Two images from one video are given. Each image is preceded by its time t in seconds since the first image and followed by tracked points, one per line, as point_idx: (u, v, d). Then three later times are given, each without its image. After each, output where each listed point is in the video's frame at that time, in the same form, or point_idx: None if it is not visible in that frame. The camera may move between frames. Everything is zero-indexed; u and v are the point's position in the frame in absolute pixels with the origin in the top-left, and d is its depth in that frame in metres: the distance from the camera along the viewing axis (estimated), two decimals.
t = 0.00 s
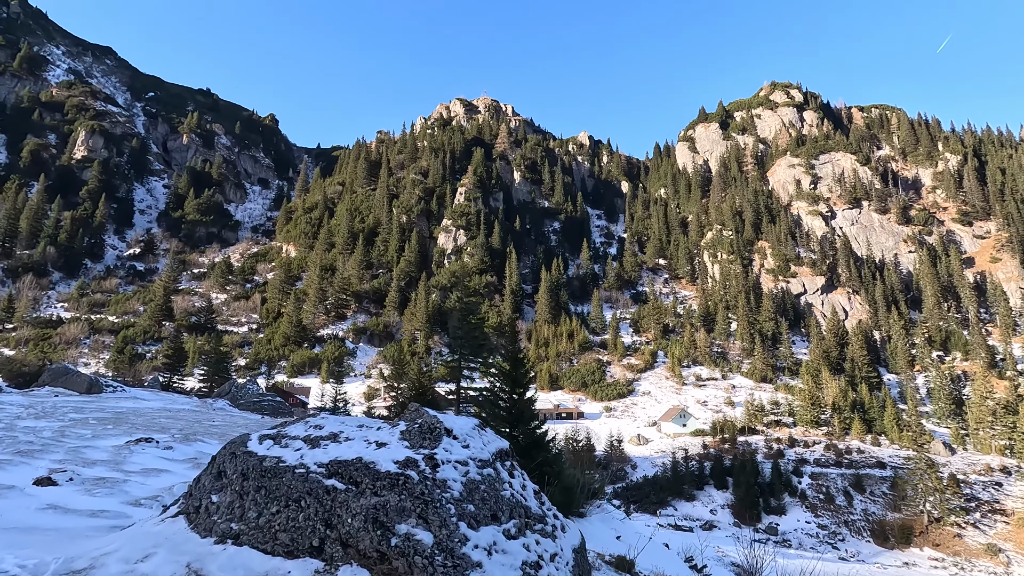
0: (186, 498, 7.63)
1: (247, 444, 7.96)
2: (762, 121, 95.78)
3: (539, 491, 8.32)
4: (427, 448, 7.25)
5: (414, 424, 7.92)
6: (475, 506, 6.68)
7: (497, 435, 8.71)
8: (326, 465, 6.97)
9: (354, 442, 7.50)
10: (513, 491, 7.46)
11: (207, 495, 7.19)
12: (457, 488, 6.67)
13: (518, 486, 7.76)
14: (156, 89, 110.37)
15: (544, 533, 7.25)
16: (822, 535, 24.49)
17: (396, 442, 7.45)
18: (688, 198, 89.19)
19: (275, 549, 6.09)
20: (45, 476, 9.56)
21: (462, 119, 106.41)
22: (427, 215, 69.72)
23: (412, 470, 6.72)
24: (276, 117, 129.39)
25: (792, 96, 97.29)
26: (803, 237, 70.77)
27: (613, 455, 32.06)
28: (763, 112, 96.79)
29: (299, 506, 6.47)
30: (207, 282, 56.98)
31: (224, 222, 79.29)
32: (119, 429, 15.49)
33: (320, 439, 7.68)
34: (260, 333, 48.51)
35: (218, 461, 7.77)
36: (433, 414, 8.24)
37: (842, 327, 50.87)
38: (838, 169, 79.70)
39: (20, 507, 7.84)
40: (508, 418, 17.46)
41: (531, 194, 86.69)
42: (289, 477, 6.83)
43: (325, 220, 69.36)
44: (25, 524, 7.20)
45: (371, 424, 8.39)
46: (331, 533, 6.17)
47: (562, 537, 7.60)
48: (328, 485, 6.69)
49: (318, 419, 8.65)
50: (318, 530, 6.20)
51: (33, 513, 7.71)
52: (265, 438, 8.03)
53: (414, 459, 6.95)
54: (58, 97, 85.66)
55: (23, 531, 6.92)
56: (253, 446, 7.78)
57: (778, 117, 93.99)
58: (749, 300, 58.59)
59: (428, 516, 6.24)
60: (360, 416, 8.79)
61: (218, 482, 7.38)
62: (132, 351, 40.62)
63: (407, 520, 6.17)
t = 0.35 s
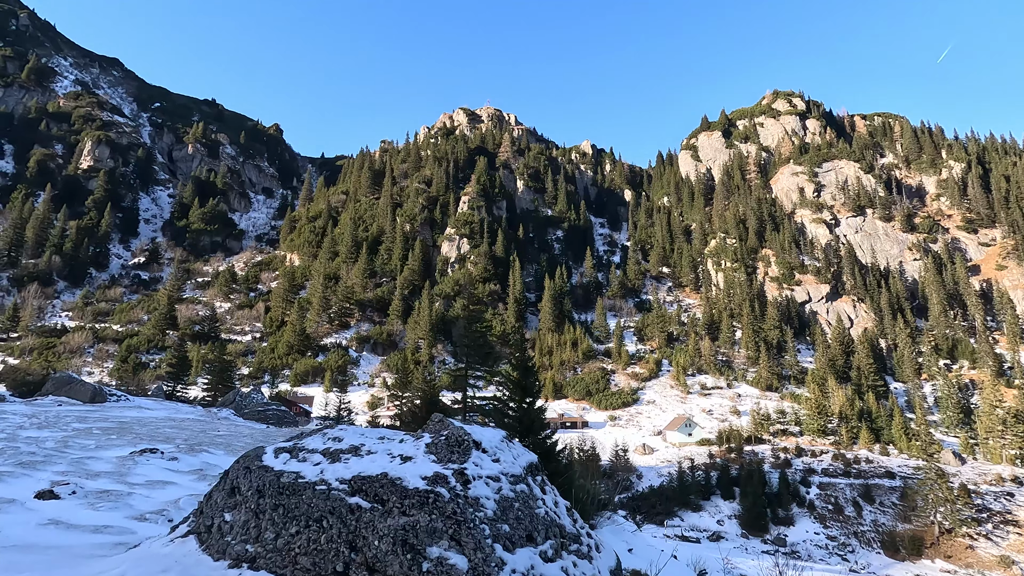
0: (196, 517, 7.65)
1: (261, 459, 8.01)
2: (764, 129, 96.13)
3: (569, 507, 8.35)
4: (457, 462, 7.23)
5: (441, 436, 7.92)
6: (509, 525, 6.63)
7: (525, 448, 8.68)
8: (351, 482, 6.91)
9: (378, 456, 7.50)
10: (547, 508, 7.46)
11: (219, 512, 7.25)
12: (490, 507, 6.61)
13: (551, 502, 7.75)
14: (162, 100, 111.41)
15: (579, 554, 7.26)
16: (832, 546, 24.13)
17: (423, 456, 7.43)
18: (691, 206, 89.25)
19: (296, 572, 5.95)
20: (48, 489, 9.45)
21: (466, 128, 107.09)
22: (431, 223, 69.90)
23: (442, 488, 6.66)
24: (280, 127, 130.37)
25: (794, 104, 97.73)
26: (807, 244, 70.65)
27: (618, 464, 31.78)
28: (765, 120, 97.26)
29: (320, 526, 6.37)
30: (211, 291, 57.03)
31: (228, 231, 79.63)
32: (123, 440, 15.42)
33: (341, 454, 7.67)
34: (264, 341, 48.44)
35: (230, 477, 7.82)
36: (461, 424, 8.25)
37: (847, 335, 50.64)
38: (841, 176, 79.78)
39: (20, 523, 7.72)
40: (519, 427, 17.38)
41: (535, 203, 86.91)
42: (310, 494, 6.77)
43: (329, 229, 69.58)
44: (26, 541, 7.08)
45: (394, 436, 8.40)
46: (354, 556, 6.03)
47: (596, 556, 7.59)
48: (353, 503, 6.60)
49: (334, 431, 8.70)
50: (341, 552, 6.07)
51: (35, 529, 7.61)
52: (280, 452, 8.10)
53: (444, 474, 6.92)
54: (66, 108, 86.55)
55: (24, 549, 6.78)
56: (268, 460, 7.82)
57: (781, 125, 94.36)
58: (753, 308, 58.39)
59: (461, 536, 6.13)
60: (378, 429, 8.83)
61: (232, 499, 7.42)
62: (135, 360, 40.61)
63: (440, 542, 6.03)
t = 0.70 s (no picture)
0: (209, 552, 7.56)
1: (279, 492, 7.93)
2: (771, 136, 96.02)
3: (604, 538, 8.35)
4: (492, 497, 7.16)
5: (472, 466, 7.89)
6: (550, 565, 6.59)
7: (560, 477, 8.70)
8: (379, 519, 6.78)
9: (406, 490, 7.40)
10: (586, 544, 7.44)
11: (235, 550, 7.18)
12: (530, 548, 6.54)
13: (590, 536, 7.79)
14: (173, 111, 113.02)
15: None
16: (847, 558, 23.68)
17: (455, 490, 7.37)
18: (699, 213, 89.07)
19: None
20: (55, 510, 9.38)
21: (473, 136, 107.80)
22: (438, 231, 70.15)
23: (477, 527, 6.55)
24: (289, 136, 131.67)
25: (802, 111, 97.68)
26: (816, 251, 70.24)
27: (628, 474, 31.51)
28: (772, 127, 97.29)
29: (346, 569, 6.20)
30: (220, 299, 57.37)
31: (237, 240, 80.22)
32: (132, 454, 15.42)
33: (366, 486, 7.59)
34: (272, 350, 48.61)
35: (247, 512, 7.74)
36: (494, 453, 8.25)
37: (858, 342, 50.18)
38: (850, 182, 79.47)
39: (26, 548, 7.68)
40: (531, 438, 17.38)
41: (541, 211, 87.09)
42: (334, 533, 6.60)
43: (337, 237, 70.02)
44: (31, 570, 7.02)
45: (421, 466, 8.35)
46: None
47: None
48: (381, 542, 6.43)
49: (356, 459, 8.64)
50: None
51: (39, 555, 7.54)
52: (299, 483, 8.06)
53: (479, 511, 6.83)
54: (79, 119, 87.95)
55: None
56: (287, 494, 7.73)
57: (788, 131, 94.25)
58: (763, 315, 58.04)
59: None
60: (402, 457, 8.81)
61: (249, 533, 7.38)
62: (145, 368, 40.88)
63: None
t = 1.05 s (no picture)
0: (219, 570, 7.53)
1: (293, 506, 7.87)
2: (782, 142, 95.69)
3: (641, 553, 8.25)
4: (524, 513, 7.05)
5: (501, 478, 7.81)
6: None
7: (592, 489, 8.59)
8: (404, 536, 6.64)
9: (431, 506, 7.28)
10: (628, 563, 7.29)
11: (247, 568, 7.12)
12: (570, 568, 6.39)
13: (629, 554, 7.66)
14: (187, 121, 114.95)
15: None
16: (866, 570, 23.14)
17: (485, 505, 7.27)
18: (709, 220, 88.70)
19: None
20: (63, 521, 9.33)
21: (482, 144, 108.50)
22: (448, 239, 70.34)
23: (511, 546, 6.41)
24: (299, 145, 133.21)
25: (813, 116, 97.31)
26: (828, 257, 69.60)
27: (641, 483, 31.17)
28: (783, 132, 96.97)
29: None
30: (231, 307, 57.78)
31: (249, 248, 80.98)
32: (142, 462, 15.48)
33: (388, 501, 7.51)
34: (283, 357, 48.83)
35: (258, 528, 7.70)
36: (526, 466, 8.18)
37: (874, 349, 49.53)
38: (863, 188, 78.79)
39: (30, 561, 7.59)
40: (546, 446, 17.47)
41: (551, 218, 87.13)
42: (354, 552, 6.45)
43: (348, 245, 70.47)
44: None
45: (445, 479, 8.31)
46: None
47: None
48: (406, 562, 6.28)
49: (374, 471, 8.62)
50: None
51: (43, 568, 7.44)
52: (315, 496, 8.02)
53: (512, 528, 6.71)
54: (94, 131, 89.62)
55: None
56: (302, 508, 7.67)
57: (799, 137, 93.84)
58: (775, 322, 57.49)
59: None
60: (422, 469, 8.79)
61: (261, 551, 7.31)
62: (157, 376, 41.14)
63: None
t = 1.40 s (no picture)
0: None
1: (312, 543, 7.36)
2: (795, 147, 95.22)
3: None
4: (571, 554, 6.55)
5: (541, 514, 7.36)
6: None
7: (638, 524, 8.49)
8: None
9: (465, 549, 6.76)
10: None
11: None
12: None
13: None
14: (203, 134, 117.11)
15: None
16: None
17: (526, 544, 6.77)
18: (722, 227, 88.22)
19: None
20: (71, 544, 8.89)
21: (493, 153, 109.26)
22: (460, 248, 70.62)
23: None
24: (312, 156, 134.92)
25: (826, 121, 96.79)
26: (844, 263, 68.77)
27: (654, 493, 30.73)
28: (796, 138, 96.47)
29: None
30: (245, 317, 58.33)
31: (262, 259, 81.87)
32: (154, 478, 15.41)
33: (417, 540, 7.02)
34: (296, 367, 49.15)
35: (276, 566, 7.12)
36: (568, 500, 7.77)
37: (892, 357, 48.77)
38: (878, 193, 77.99)
39: None
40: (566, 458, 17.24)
41: (562, 226, 87.17)
42: None
43: (360, 255, 71.00)
44: None
45: (478, 513, 7.88)
46: None
47: None
48: None
49: (399, 505, 8.27)
50: None
51: None
52: (334, 533, 7.52)
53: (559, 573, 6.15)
54: (113, 144, 91.57)
55: None
56: (321, 547, 7.13)
57: (813, 142, 93.30)
58: (791, 329, 56.82)
59: None
60: (449, 502, 8.42)
61: None
62: (173, 386, 41.55)
63: None
